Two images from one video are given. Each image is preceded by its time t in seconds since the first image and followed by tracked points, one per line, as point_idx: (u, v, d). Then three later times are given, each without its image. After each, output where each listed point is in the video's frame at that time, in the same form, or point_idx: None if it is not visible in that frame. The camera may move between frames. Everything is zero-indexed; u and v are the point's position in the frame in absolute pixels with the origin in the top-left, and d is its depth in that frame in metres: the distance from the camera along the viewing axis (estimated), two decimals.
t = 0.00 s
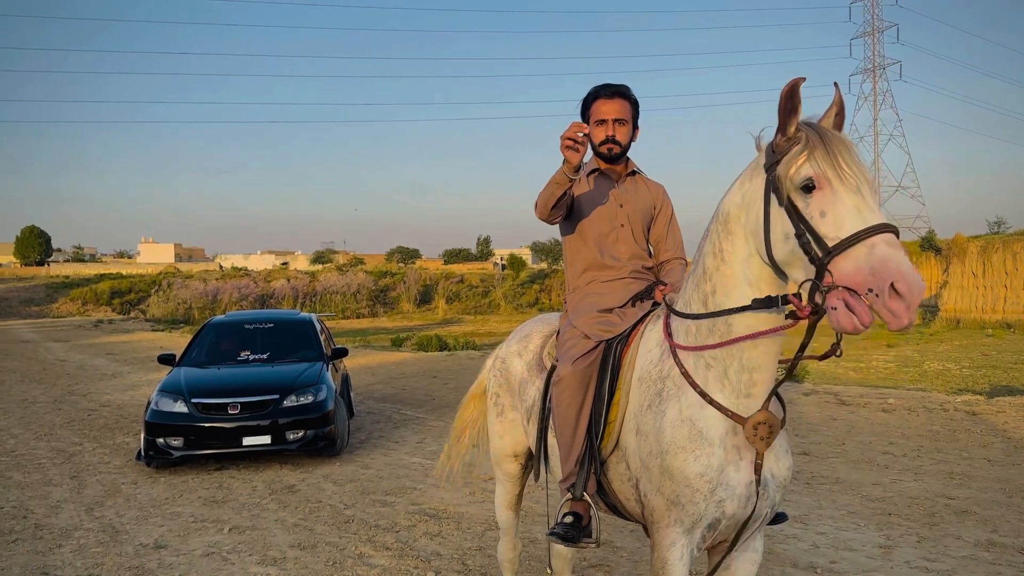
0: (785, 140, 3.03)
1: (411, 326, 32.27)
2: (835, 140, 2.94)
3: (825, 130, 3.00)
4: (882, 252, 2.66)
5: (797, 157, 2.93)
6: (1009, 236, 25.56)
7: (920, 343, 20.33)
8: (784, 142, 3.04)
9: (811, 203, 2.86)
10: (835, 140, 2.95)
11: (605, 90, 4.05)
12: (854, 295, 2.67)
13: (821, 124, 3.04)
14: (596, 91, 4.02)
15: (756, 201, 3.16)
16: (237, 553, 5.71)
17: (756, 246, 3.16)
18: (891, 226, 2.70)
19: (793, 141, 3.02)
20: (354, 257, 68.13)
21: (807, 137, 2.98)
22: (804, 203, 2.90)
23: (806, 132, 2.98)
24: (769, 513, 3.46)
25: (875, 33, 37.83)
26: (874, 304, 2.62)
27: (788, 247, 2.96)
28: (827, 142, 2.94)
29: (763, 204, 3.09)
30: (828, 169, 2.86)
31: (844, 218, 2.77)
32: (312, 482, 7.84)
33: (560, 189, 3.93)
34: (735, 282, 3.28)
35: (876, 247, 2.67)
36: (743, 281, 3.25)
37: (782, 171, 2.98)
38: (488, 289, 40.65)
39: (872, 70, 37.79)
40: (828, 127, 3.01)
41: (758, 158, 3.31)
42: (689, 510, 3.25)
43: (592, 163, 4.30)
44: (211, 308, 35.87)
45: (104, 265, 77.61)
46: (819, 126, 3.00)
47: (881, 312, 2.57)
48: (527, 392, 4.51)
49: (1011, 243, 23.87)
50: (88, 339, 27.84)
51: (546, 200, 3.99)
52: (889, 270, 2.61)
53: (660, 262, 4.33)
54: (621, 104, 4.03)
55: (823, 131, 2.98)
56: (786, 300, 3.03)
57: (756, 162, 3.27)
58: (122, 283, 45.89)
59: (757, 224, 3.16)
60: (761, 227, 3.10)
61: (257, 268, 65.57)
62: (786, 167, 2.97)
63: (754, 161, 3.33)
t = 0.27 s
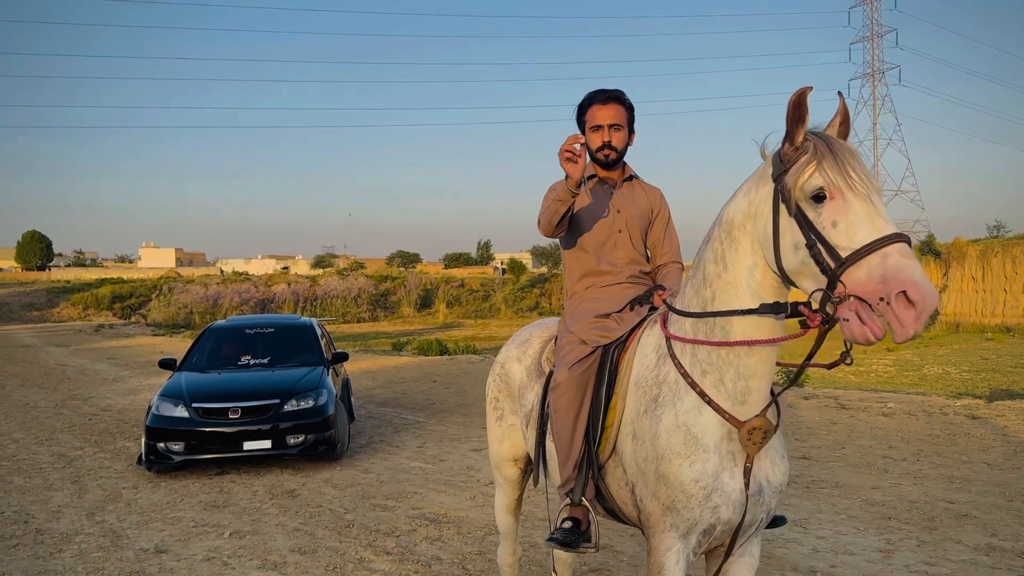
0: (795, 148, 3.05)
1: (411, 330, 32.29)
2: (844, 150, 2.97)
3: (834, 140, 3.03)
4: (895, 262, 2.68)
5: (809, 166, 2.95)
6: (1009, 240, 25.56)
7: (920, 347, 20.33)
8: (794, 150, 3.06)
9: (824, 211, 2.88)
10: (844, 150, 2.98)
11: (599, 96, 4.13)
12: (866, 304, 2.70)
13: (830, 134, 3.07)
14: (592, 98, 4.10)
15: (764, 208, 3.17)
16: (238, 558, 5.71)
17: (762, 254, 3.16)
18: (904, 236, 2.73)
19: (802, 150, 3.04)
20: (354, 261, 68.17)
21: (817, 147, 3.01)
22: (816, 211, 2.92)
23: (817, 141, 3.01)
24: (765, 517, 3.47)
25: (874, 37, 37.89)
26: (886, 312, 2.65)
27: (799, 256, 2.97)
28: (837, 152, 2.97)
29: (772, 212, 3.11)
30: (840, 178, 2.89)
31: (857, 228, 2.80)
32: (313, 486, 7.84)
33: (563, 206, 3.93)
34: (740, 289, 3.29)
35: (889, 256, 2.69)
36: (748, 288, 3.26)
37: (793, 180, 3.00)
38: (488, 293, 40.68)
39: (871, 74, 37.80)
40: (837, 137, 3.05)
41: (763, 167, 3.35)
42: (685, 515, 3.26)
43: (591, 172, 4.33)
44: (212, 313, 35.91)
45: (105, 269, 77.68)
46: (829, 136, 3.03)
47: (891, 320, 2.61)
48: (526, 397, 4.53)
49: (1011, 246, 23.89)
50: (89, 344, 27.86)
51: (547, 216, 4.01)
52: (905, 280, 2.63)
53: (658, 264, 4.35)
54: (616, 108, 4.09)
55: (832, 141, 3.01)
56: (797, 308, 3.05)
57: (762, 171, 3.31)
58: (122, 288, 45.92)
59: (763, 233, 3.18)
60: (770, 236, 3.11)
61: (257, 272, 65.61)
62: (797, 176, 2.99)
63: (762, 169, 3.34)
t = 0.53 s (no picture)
0: (785, 147, 3.07)
1: (411, 334, 32.30)
2: (834, 148, 2.99)
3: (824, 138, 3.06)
4: (881, 256, 2.68)
5: (798, 162, 2.97)
6: (1008, 244, 25.59)
7: (919, 351, 20.33)
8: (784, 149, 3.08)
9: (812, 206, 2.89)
10: (834, 148, 3.00)
11: (594, 99, 4.15)
12: (853, 300, 2.70)
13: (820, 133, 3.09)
14: (588, 101, 4.11)
15: (756, 206, 3.19)
16: (237, 562, 5.71)
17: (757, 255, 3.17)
18: (890, 230, 2.74)
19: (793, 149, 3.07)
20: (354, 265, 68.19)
21: (807, 144, 3.03)
22: (805, 207, 2.93)
23: (807, 139, 3.03)
24: (764, 520, 3.48)
25: (873, 42, 37.94)
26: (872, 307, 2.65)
27: (789, 251, 2.98)
28: (826, 151, 2.99)
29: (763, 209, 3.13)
30: (829, 175, 2.90)
31: (845, 222, 2.81)
32: (313, 490, 7.84)
33: (560, 208, 3.96)
34: (736, 288, 3.29)
35: (875, 250, 2.69)
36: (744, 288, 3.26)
37: (782, 177, 3.02)
38: (488, 297, 40.69)
39: (870, 78, 37.88)
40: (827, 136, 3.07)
41: (757, 167, 3.37)
42: (685, 520, 3.26)
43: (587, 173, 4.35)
44: (212, 317, 35.93)
45: (105, 273, 77.67)
46: (819, 134, 3.06)
47: (879, 316, 2.61)
48: (524, 400, 4.53)
49: (1010, 251, 23.90)
50: (89, 348, 27.85)
51: (544, 218, 4.02)
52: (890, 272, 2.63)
53: (655, 266, 4.35)
54: (612, 110, 4.12)
55: (822, 139, 3.03)
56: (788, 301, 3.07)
57: (756, 170, 3.33)
58: (122, 292, 45.93)
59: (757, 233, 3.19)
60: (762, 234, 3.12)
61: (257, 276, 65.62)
62: (787, 172, 3.01)
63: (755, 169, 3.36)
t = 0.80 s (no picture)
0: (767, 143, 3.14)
1: (411, 337, 32.28)
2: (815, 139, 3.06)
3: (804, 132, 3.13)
4: (877, 234, 2.72)
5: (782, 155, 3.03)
6: (1008, 248, 25.60)
7: (919, 355, 20.33)
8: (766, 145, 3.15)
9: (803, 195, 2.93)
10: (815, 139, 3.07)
11: (591, 103, 4.16)
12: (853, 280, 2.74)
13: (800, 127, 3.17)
14: (584, 104, 4.12)
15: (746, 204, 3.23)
16: (237, 565, 5.71)
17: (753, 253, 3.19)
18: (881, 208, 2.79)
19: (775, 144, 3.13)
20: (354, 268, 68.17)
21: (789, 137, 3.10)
22: (796, 197, 2.98)
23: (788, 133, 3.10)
24: (763, 522, 3.48)
25: (873, 46, 37.96)
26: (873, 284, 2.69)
27: (784, 241, 3.02)
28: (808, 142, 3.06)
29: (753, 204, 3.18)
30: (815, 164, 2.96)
31: (837, 207, 2.85)
32: (312, 493, 7.84)
33: (558, 209, 3.97)
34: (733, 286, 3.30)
35: (871, 230, 2.74)
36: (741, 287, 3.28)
37: (769, 171, 3.08)
38: (488, 301, 40.68)
39: (869, 82, 37.92)
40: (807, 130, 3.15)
41: (743, 168, 3.43)
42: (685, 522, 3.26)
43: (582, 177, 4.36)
44: (212, 320, 35.93)
45: (104, 276, 77.65)
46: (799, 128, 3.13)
47: (881, 292, 2.65)
48: (523, 405, 4.53)
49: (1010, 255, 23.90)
50: (88, 351, 27.84)
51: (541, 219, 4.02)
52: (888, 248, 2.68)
53: (651, 271, 4.37)
54: (609, 114, 4.13)
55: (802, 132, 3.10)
56: (787, 290, 3.11)
57: (742, 170, 3.39)
58: (122, 295, 45.92)
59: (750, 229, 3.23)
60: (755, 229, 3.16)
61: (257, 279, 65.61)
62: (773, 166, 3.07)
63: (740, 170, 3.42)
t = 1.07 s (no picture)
0: (806, 179, 3.01)
1: (411, 340, 32.26)
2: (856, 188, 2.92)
3: (847, 175, 2.98)
4: (890, 320, 2.67)
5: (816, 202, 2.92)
6: (1007, 250, 25.60)
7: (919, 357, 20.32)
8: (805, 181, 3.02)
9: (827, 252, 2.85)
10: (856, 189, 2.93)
11: (590, 105, 4.16)
12: (856, 355, 2.73)
13: (845, 167, 3.01)
14: (582, 107, 4.13)
15: (767, 233, 3.15)
16: (236, 568, 5.70)
17: (762, 275, 3.17)
18: (902, 288, 2.71)
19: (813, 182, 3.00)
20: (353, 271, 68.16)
21: (828, 180, 2.96)
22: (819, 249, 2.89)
23: (828, 175, 2.96)
24: (762, 526, 3.50)
25: (873, 47, 37.98)
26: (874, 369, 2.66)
27: (798, 291, 2.97)
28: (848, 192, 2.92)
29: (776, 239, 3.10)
30: (847, 220, 2.85)
31: (859, 275, 2.77)
32: (312, 496, 7.83)
33: (555, 213, 3.97)
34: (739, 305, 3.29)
35: (885, 314, 2.68)
36: (747, 305, 3.26)
37: (798, 213, 2.98)
38: (488, 303, 40.68)
39: (869, 83, 37.96)
40: (851, 172, 3.00)
41: (774, 185, 3.32)
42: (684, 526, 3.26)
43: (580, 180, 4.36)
44: (212, 322, 35.92)
45: (104, 278, 77.66)
46: (843, 170, 2.98)
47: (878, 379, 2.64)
48: (522, 407, 4.54)
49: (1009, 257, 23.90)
50: (88, 353, 27.82)
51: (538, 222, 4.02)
52: (895, 338, 2.63)
53: (649, 273, 4.37)
54: (607, 116, 4.14)
55: (845, 178, 2.95)
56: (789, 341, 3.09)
57: (772, 189, 3.28)
58: (122, 297, 45.91)
59: (765, 255, 3.18)
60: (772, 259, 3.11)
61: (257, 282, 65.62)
62: (804, 208, 2.96)
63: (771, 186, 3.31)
